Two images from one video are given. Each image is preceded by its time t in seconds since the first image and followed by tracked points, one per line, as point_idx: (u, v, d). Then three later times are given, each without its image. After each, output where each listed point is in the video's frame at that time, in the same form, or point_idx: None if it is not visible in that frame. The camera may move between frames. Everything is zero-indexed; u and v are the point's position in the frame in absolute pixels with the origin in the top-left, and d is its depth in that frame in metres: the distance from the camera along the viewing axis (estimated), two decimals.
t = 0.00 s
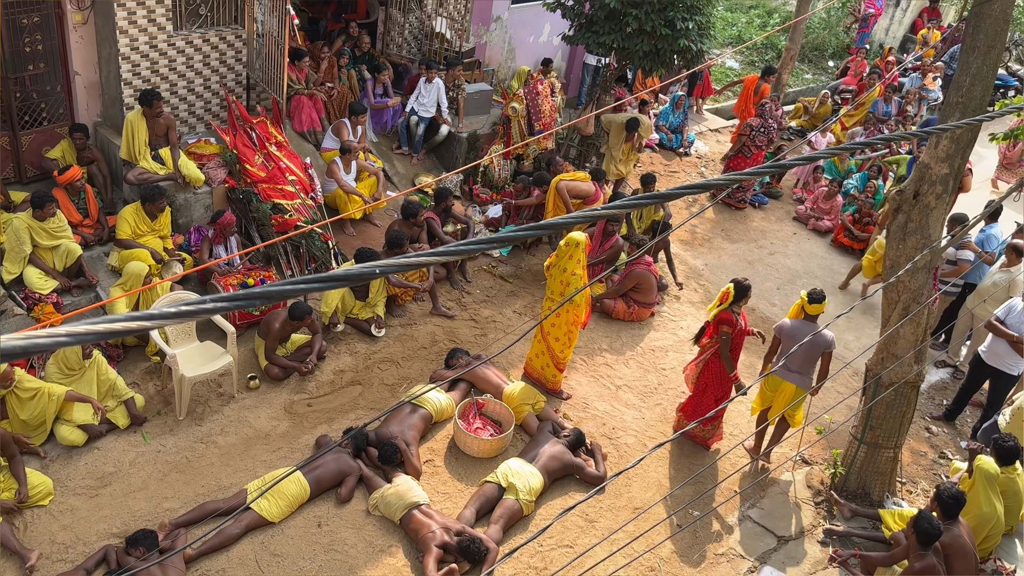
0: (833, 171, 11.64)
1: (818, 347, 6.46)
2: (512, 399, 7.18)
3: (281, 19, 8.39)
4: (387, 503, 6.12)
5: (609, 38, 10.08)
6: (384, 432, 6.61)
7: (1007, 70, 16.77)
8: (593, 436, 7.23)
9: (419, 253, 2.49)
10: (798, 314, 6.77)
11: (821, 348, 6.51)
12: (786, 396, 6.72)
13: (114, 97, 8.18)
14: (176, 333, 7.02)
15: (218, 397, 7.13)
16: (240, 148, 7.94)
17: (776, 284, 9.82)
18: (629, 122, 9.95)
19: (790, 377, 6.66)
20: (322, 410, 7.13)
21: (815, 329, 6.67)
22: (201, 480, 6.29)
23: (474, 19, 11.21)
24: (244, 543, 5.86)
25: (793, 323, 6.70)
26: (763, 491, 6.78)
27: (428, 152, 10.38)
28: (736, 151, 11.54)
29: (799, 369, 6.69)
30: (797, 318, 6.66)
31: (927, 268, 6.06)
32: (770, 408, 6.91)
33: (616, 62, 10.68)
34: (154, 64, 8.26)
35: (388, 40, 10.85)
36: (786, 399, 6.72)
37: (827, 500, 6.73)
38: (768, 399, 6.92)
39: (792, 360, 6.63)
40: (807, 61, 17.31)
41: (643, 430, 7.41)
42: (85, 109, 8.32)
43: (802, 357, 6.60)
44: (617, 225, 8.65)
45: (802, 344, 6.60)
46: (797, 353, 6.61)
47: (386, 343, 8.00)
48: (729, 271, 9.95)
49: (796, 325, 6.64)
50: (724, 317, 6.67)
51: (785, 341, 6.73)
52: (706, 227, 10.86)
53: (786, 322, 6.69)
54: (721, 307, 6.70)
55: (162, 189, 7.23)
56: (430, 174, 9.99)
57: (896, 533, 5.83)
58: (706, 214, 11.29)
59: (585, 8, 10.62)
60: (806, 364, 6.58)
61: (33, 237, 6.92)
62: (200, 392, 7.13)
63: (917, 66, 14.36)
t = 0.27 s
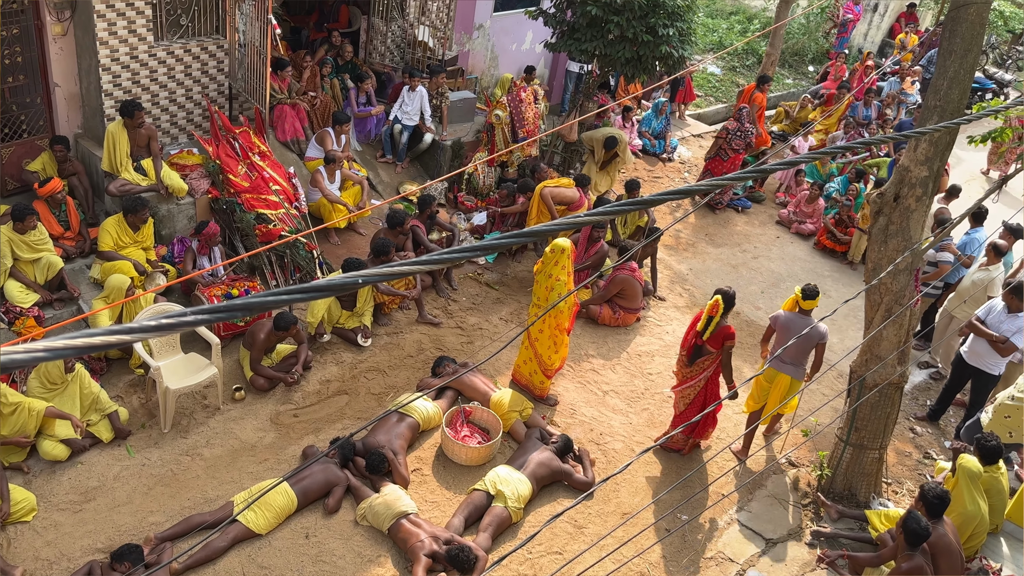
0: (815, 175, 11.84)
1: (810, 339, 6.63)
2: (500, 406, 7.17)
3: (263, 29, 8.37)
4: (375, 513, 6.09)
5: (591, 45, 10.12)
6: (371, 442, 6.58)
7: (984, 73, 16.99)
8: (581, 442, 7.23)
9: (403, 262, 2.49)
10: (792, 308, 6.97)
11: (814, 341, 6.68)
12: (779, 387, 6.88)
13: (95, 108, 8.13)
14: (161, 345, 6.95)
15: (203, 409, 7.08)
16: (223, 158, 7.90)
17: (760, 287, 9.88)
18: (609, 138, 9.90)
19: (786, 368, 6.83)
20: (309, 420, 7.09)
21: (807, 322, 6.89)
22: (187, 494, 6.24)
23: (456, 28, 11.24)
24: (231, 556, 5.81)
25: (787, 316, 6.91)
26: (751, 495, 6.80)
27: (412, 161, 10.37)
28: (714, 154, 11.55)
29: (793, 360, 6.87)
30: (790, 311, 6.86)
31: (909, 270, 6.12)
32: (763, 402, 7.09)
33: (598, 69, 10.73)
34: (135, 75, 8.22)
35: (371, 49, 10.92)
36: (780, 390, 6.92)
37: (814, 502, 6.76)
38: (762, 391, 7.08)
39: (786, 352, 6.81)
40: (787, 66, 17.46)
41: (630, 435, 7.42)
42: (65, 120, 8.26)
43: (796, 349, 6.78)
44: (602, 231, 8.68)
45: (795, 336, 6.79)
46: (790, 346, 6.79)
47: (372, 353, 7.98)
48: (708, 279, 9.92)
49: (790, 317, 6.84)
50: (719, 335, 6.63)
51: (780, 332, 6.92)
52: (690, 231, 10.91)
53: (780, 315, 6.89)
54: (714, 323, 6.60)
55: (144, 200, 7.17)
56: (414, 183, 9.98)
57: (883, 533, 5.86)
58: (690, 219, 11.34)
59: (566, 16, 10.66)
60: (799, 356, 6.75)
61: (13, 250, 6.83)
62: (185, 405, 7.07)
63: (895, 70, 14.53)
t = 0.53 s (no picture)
0: (793, 180, 11.93)
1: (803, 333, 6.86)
2: (484, 415, 7.15)
3: (240, 41, 8.35)
4: (359, 525, 6.05)
5: (569, 54, 10.17)
6: (355, 454, 6.55)
7: (956, 78, 17.25)
8: (565, 450, 7.23)
9: (373, 276, 2.56)
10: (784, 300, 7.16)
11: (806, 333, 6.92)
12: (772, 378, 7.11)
13: (71, 122, 8.06)
14: (140, 361, 6.88)
15: (185, 424, 7.02)
16: (202, 171, 7.86)
17: (741, 292, 9.94)
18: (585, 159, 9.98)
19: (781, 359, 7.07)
20: (292, 433, 7.05)
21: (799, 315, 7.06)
22: (168, 510, 6.17)
23: (435, 38, 11.27)
24: (214, 572, 5.76)
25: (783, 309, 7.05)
26: (735, 499, 6.83)
27: (392, 171, 10.36)
28: (687, 155, 11.68)
29: (785, 352, 7.10)
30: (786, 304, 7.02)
31: (886, 273, 6.19)
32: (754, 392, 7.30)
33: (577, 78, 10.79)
34: (112, 88, 8.17)
35: (349, 60, 10.83)
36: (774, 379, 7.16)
37: (797, 505, 6.79)
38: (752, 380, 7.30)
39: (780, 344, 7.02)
40: (764, 72, 17.64)
41: (614, 441, 7.43)
42: (41, 135, 8.18)
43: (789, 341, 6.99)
44: (583, 238, 8.71)
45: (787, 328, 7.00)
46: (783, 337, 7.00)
47: (355, 364, 7.95)
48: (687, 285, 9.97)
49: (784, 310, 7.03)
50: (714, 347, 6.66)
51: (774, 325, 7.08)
52: (671, 238, 10.97)
53: (775, 308, 7.07)
54: (708, 333, 6.63)
55: (122, 214, 7.13)
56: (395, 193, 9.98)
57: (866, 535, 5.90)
58: (671, 225, 11.41)
59: (544, 25, 10.72)
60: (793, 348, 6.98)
61: None
62: (166, 420, 7.01)
63: (869, 76, 14.73)
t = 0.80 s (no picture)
0: (769, 186, 11.95)
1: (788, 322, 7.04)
2: (467, 426, 7.13)
3: (215, 54, 8.30)
4: (342, 540, 6.00)
5: (545, 64, 10.22)
6: (336, 467, 6.50)
7: (927, 83, 17.52)
8: (548, 459, 7.22)
9: (347, 290, 2.55)
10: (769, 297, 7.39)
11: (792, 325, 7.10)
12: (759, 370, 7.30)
13: (43, 137, 7.97)
14: (116, 378, 6.79)
15: (163, 441, 6.93)
16: (178, 185, 7.79)
17: (720, 298, 10.00)
18: (558, 177, 10.03)
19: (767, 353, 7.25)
20: (272, 448, 6.99)
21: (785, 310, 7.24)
22: (147, 529, 6.08)
23: (411, 49, 11.28)
24: None
25: (768, 305, 7.23)
26: (718, 505, 6.85)
27: (371, 182, 10.33)
28: (656, 155, 11.71)
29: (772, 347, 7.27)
30: (771, 301, 7.21)
31: (862, 277, 6.25)
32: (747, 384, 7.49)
33: (554, 87, 10.85)
34: (85, 103, 8.09)
35: (325, 72, 10.85)
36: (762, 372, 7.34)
37: (780, 509, 6.81)
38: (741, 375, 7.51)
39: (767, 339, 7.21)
40: (739, 80, 17.81)
41: (597, 449, 7.43)
42: (12, 150, 8.07)
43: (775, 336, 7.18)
44: (562, 247, 8.73)
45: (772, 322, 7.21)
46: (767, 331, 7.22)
47: (336, 377, 7.90)
48: (672, 288, 10.10)
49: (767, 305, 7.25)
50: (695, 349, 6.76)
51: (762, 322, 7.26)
52: (650, 245, 11.02)
53: (761, 304, 7.25)
54: (692, 337, 6.71)
55: (96, 229, 7.05)
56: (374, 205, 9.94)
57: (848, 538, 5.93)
58: (650, 232, 11.46)
59: (521, 35, 10.77)
60: (779, 342, 7.17)
61: None
62: (144, 437, 6.92)
63: (842, 83, 14.92)
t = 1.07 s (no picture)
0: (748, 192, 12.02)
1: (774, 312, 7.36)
2: (450, 436, 7.10)
3: (190, 67, 8.23)
4: (326, 554, 5.94)
5: (523, 73, 10.26)
6: (319, 481, 6.45)
7: (900, 89, 17.75)
8: (532, 468, 7.20)
9: (325, 302, 2.53)
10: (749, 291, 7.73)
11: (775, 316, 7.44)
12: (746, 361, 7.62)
13: (17, 153, 7.88)
14: (94, 395, 6.70)
15: (143, 458, 6.85)
16: (154, 200, 7.68)
17: (701, 304, 10.05)
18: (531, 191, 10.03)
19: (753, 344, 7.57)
20: (254, 463, 6.92)
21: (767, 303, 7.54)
22: (127, 548, 6.00)
23: (389, 60, 11.27)
24: None
25: (750, 299, 7.55)
26: (702, 510, 6.86)
27: (350, 194, 10.31)
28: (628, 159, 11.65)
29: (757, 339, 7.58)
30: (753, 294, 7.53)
31: (840, 281, 6.30)
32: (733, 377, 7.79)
33: (532, 96, 10.88)
34: (59, 117, 8.02)
35: (303, 83, 10.79)
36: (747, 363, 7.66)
37: (764, 513, 6.83)
38: (727, 367, 7.83)
39: (751, 332, 7.54)
40: (716, 87, 17.97)
41: (581, 457, 7.42)
42: None
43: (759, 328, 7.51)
44: (543, 256, 8.74)
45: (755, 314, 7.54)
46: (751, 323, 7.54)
47: (317, 390, 7.84)
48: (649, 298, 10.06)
49: (749, 298, 7.58)
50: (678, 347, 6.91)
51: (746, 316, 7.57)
52: (631, 252, 11.06)
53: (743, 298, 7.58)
54: (671, 334, 6.85)
55: (72, 245, 6.97)
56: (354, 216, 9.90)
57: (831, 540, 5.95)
58: (630, 240, 11.50)
59: (498, 45, 10.80)
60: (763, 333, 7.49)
61: None
62: (123, 455, 6.84)
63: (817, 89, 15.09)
